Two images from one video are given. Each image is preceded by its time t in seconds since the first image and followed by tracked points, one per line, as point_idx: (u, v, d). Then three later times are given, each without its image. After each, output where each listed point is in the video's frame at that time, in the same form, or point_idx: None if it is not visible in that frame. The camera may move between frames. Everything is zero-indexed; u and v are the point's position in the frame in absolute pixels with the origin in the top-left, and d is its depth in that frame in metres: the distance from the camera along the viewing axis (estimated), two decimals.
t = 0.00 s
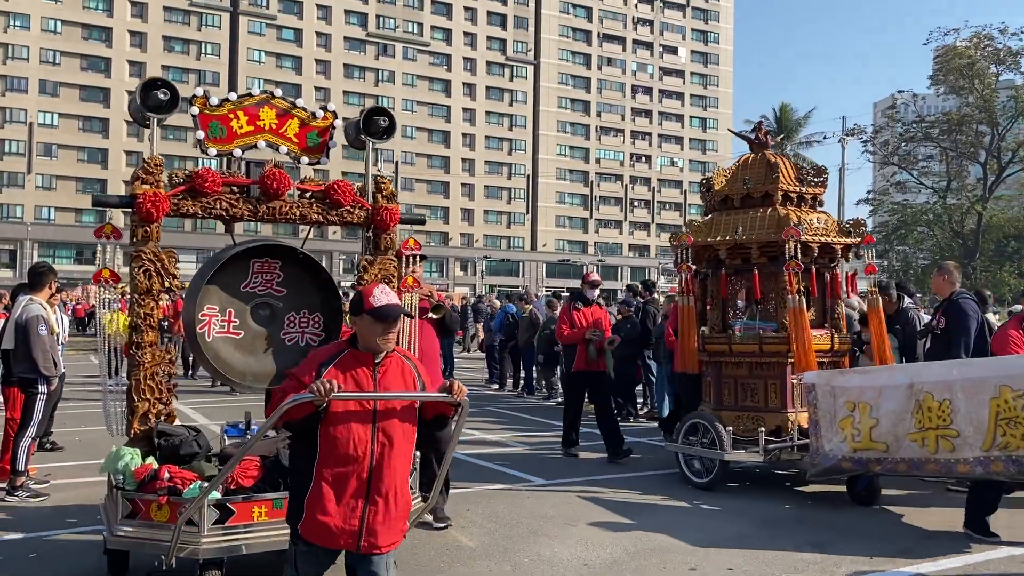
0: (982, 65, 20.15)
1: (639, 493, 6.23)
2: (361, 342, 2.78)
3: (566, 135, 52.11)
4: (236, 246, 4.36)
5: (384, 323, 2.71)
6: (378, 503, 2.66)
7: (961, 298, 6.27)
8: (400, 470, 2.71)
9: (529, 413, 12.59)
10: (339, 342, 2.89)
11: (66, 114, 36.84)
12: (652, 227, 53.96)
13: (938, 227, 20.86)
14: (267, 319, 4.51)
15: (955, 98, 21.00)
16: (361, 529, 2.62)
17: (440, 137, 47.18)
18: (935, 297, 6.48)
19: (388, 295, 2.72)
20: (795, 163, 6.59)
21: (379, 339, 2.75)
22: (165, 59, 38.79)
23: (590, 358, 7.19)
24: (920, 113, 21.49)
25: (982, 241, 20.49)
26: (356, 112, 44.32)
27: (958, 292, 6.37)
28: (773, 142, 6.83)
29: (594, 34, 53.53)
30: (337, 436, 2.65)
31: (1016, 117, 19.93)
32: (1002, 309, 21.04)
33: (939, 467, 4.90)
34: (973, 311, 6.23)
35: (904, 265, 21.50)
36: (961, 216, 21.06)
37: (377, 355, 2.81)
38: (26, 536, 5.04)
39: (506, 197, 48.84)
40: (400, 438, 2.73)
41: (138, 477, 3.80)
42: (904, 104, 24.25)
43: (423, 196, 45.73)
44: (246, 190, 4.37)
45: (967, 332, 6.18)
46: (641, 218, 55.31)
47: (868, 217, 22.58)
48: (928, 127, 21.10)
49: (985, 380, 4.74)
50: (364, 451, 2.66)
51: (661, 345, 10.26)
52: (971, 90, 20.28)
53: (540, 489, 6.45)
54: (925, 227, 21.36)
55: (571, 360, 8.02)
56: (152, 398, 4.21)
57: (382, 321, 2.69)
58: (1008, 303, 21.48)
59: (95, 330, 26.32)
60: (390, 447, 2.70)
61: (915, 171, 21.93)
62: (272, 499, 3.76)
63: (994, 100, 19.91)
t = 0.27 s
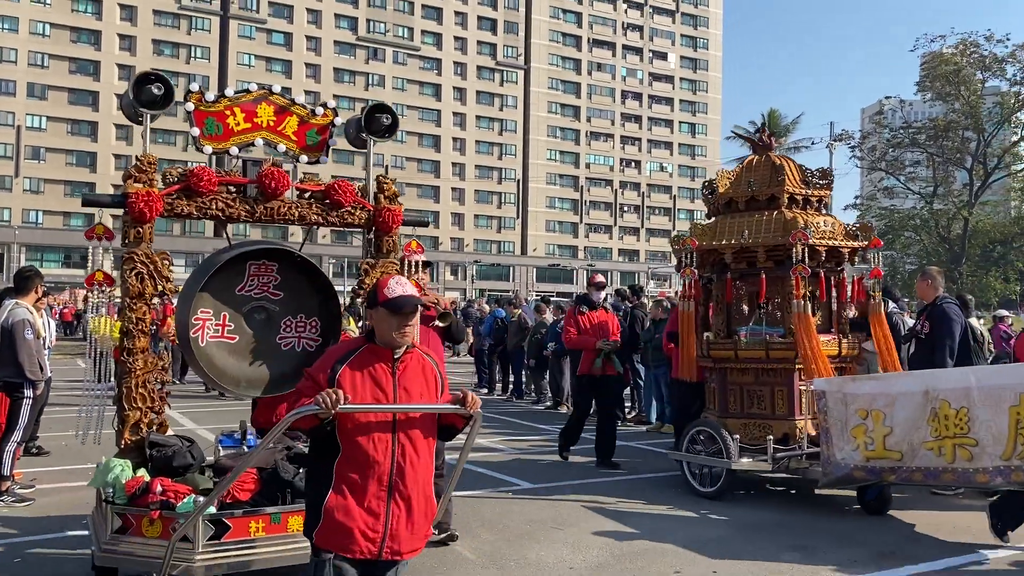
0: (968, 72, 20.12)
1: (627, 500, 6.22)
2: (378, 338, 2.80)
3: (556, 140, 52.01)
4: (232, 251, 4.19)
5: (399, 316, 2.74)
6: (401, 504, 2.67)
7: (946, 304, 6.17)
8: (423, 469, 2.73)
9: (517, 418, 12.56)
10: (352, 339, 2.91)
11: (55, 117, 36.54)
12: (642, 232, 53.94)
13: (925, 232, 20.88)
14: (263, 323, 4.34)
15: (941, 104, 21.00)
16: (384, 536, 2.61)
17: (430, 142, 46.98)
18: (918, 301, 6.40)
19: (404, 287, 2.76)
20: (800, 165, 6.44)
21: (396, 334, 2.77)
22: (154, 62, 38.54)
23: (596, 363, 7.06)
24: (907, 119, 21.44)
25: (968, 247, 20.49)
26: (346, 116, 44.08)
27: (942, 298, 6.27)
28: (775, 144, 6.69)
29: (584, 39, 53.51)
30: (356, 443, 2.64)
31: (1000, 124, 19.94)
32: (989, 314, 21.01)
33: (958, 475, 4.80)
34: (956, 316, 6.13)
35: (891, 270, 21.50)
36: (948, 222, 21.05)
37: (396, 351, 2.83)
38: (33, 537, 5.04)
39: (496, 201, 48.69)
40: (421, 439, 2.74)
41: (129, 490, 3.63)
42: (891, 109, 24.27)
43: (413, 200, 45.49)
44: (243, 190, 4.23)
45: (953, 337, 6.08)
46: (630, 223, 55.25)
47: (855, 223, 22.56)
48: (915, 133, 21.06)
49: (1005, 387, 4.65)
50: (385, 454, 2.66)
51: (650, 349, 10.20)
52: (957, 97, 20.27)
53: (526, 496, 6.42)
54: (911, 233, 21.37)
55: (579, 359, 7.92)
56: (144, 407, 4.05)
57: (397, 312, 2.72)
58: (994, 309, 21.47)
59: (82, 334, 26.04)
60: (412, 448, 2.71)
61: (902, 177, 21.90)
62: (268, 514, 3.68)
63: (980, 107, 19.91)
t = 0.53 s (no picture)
0: (954, 78, 20.07)
1: (620, 508, 6.14)
2: (390, 351, 2.66)
3: (546, 144, 51.90)
4: (229, 254, 4.04)
5: (411, 328, 2.59)
6: (412, 527, 2.52)
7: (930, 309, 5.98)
8: (433, 497, 2.58)
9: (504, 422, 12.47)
10: (364, 354, 2.75)
11: (42, 120, 36.17)
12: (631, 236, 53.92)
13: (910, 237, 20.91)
14: (262, 329, 4.15)
15: (927, 110, 21.00)
16: (396, 561, 2.46)
17: (419, 146, 46.78)
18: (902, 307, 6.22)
19: (416, 297, 2.62)
20: (807, 168, 6.30)
21: (406, 348, 2.62)
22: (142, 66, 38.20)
23: (596, 366, 6.93)
24: (894, 124, 21.43)
25: (954, 252, 20.50)
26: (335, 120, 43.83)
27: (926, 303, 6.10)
28: (781, 145, 6.53)
29: (573, 44, 53.47)
30: (366, 460, 2.49)
31: (986, 130, 19.92)
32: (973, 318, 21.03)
33: (974, 486, 4.68)
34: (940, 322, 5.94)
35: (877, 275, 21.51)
36: (934, 227, 21.05)
37: (407, 366, 2.70)
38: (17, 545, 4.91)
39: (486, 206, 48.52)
40: (433, 461, 2.60)
41: (119, 504, 3.45)
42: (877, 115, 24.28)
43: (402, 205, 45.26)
44: (241, 189, 4.08)
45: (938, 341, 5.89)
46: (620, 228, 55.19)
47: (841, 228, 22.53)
48: (901, 138, 21.02)
49: None
50: (399, 475, 2.52)
51: (638, 353, 10.09)
52: (943, 103, 20.23)
53: (519, 503, 6.31)
54: (897, 238, 21.40)
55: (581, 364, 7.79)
56: (137, 416, 3.88)
57: (409, 324, 2.58)
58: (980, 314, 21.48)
59: (69, 338, 25.74)
60: (424, 469, 2.57)
61: (890, 183, 21.84)
62: (267, 528, 3.52)
63: (966, 113, 19.91)
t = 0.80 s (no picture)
0: (939, 85, 20.02)
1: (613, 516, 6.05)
2: (402, 361, 2.50)
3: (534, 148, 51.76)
4: (225, 254, 3.87)
5: (421, 336, 2.45)
6: (423, 546, 2.38)
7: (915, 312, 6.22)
8: (445, 512, 2.44)
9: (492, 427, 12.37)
10: (373, 363, 2.59)
11: (28, 122, 35.76)
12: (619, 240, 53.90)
13: (895, 243, 20.98)
14: (261, 335, 4.01)
15: (913, 116, 20.97)
16: None
17: (408, 149, 46.52)
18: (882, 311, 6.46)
19: (425, 303, 2.47)
20: (813, 169, 6.18)
21: (417, 357, 2.47)
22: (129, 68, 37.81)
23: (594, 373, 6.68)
24: (880, 130, 21.38)
25: (939, 258, 20.51)
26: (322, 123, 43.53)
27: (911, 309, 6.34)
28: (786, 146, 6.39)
29: (562, 49, 53.43)
30: (377, 476, 2.35)
31: (970, 136, 19.90)
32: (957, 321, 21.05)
33: (988, 494, 4.56)
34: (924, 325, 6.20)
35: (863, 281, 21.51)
36: (920, 232, 21.07)
37: (419, 376, 2.54)
38: None
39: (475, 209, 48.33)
40: (447, 476, 2.45)
41: (111, 518, 3.30)
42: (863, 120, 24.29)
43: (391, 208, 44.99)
44: (239, 188, 3.93)
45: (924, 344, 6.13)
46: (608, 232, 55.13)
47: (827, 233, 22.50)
48: (888, 144, 20.92)
49: None
50: (410, 489, 2.37)
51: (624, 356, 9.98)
52: (928, 109, 20.18)
53: (512, 511, 6.21)
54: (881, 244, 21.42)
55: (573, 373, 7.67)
56: (129, 425, 3.72)
57: (418, 332, 2.43)
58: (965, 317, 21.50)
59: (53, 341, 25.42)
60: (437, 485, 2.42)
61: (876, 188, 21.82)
62: (267, 544, 3.38)
63: (951, 119, 19.91)
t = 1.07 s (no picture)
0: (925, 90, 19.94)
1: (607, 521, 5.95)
2: (411, 361, 2.36)
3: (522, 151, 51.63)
4: (223, 255, 3.73)
5: (434, 333, 2.31)
6: (441, 558, 2.22)
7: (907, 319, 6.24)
8: (467, 523, 2.30)
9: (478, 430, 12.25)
10: (381, 362, 2.44)
11: (11, 123, 35.33)
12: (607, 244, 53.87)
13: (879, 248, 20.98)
14: (263, 339, 3.84)
15: (899, 121, 20.94)
16: None
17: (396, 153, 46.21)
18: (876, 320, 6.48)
19: (437, 298, 2.34)
20: (819, 171, 6.08)
21: (429, 356, 2.33)
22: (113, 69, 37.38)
23: (596, 373, 6.61)
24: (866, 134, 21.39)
25: (924, 262, 20.50)
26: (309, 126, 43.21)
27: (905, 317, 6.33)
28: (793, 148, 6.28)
29: (551, 52, 53.38)
30: (390, 485, 2.21)
31: (955, 141, 19.81)
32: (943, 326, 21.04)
33: (1003, 501, 4.43)
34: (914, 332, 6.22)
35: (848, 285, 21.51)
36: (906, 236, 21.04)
37: (431, 376, 2.39)
38: None
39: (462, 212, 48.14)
40: (463, 483, 2.31)
41: (108, 534, 3.17)
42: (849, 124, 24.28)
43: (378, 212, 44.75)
44: (237, 187, 3.78)
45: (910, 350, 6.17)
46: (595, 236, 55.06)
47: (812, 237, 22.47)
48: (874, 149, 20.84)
49: None
50: (425, 495, 2.23)
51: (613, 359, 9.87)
52: (914, 114, 20.11)
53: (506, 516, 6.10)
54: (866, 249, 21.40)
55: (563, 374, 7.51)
56: (124, 435, 3.56)
57: (432, 329, 2.29)
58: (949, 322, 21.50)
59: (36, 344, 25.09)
60: (452, 493, 2.27)
61: (862, 192, 21.74)
62: (273, 559, 3.27)
63: (937, 124, 19.88)
